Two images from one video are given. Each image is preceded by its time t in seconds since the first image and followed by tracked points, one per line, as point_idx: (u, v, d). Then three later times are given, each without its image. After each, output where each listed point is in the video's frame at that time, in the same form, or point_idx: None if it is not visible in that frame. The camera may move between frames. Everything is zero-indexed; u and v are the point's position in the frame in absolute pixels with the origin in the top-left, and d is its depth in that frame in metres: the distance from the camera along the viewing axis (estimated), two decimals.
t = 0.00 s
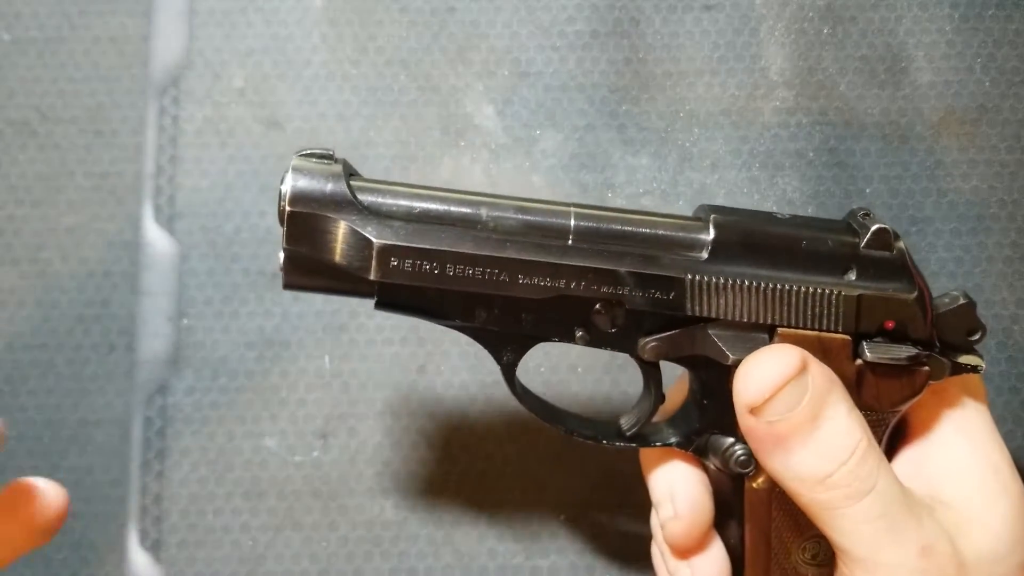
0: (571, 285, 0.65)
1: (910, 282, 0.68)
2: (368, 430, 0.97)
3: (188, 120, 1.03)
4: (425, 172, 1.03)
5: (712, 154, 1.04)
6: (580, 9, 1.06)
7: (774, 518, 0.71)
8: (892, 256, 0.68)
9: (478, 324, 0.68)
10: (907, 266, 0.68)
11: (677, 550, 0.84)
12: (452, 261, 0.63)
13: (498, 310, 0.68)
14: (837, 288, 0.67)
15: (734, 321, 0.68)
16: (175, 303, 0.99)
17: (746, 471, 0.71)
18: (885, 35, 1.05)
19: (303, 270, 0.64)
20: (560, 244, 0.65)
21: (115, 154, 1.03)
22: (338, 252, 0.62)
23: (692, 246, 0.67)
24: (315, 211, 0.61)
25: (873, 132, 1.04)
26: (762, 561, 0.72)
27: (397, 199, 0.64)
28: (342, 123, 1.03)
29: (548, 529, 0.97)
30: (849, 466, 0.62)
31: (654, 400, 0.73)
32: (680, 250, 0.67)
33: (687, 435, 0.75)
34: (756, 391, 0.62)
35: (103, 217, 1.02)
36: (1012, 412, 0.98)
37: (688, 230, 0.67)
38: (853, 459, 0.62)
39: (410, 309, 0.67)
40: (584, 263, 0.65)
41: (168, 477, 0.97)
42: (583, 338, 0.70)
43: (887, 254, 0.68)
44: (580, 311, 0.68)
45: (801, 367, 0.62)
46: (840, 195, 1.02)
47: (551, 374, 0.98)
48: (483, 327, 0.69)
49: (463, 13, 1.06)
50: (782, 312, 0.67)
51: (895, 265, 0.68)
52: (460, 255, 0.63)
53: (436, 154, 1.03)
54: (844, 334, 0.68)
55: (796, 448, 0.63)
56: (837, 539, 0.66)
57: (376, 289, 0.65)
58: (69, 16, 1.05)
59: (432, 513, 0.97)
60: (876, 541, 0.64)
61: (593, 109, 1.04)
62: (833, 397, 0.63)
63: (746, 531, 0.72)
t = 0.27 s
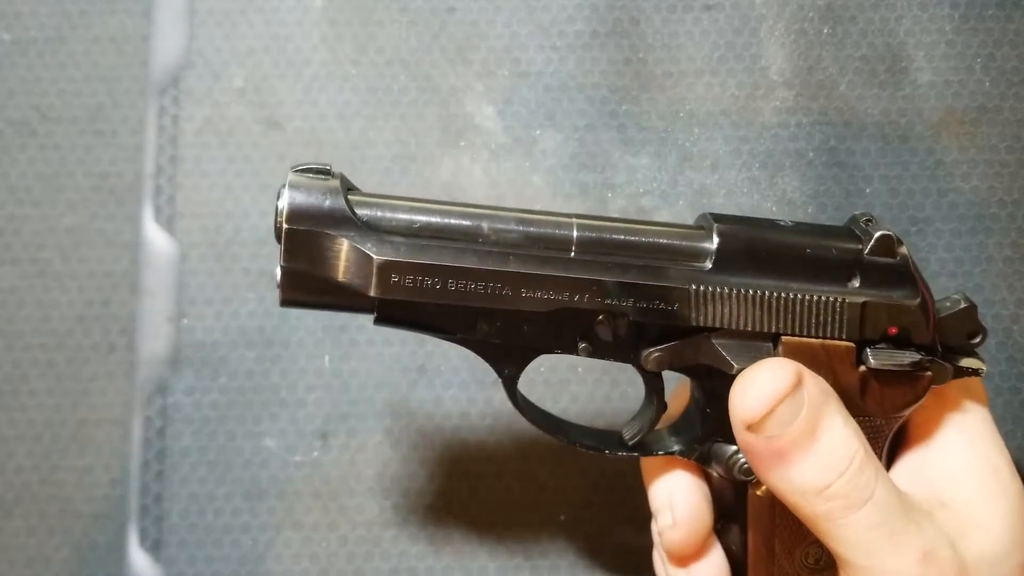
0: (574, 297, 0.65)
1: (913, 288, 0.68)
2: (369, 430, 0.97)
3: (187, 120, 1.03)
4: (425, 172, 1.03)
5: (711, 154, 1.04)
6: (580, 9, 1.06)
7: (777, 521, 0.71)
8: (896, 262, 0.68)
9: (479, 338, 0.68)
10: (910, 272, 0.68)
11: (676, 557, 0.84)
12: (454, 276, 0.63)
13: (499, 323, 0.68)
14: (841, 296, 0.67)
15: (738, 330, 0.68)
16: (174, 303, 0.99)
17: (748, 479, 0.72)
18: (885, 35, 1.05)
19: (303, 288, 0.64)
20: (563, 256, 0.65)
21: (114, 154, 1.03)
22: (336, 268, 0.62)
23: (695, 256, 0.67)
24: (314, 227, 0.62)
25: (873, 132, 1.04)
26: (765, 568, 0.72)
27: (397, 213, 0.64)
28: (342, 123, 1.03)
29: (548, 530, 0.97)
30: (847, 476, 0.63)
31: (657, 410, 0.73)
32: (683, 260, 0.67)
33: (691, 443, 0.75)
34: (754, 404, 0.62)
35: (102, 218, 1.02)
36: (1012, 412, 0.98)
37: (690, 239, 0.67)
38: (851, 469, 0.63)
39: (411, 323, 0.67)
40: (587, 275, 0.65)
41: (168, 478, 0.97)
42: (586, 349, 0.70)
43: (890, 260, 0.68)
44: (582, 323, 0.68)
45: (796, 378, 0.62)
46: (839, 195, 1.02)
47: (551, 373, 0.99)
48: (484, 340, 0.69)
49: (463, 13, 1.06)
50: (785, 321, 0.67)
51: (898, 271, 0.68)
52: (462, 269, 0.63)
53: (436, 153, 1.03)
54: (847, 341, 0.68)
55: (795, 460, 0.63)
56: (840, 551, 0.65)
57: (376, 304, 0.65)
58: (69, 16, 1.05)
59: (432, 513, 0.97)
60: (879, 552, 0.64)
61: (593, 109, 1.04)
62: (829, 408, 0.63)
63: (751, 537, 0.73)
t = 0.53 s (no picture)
0: (549, 299, 0.66)
1: (889, 286, 0.68)
2: (368, 430, 0.97)
3: (187, 120, 1.03)
4: (425, 172, 1.03)
5: (712, 154, 1.03)
6: (580, 9, 1.06)
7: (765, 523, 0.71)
8: (869, 261, 0.68)
9: (461, 341, 0.69)
10: (885, 270, 0.68)
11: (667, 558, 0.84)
12: (430, 279, 0.64)
13: (480, 326, 0.68)
14: (815, 295, 0.66)
15: (713, 329, 0.68)
16: (175, 303, 0.99)
17: (732, 478, 0.71)
18: (885, 35, 1.06)
19: (285, 294, 0.65)
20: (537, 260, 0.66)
21: (115, 155, 1.03)
22: (317, 274, 0.63)
23: (669, 258, 0.67)
24: (293, 235, 0.63)
25: (873, 132, 1.04)
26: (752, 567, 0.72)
27: (375, 220, 0.65)
28: (342, 123, 1.03)
29: (548, 530, 0.97)
30: (837, 470, 0.63)
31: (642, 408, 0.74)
32: (657, 262, 0.67)
33: (673, 445, 0.74)
34: (745, 400, 0.62)
35: (102, 217, 1.02)
36: (1012, 412, 0.98)
37: (664, 243, 0.68)
38: (841, 462, 0.63)
39: (395, 329, 0.68)
40: (562, 277, 0.65)
41: (168, 478, 0.97)
42: (566, 352, 0.70)
43: (863, 259, 0.68)
44: (561, 326, 0.68)
45: (787, 374, 0.63)
46: (840, 195, 1.02)
47: (550, 375, 0.98)
48: (466, 343, 0.69)
49: (463, 13, 1.06)
50: (759, 320, 0.67)
51: (872, 270, 0.68)
52: (437, 273, 0.64)
53: (436, 153, 1.03)
54: (824, 340, 0.68)
55: (786, 455, 0.63)
56: (830, 546, 0.65)
57: (358, 310, 0.66)
58: (69, 16, 1.05)
59: (432, 513, 0.97)
60: (869, 546, 0.64)
61: (593, 109, 1.04)
62: (819, 404, 0.64)
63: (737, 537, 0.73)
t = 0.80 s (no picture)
0: (535, 305, 0.66)
1: (883, 299, 0.67)
2: (368, 430, 0.97)
3: (187, 120, 1.03)
4: (425, 172, 1.03)
5: (712, 154, 1.03)
6: (580, 9, 1.06)
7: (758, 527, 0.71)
8: (864, 273, 0.67)
9: (450, 341, 0.70)
10: (880, 283, 0.67)
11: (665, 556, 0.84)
12: (417, 284, 0.64)
13: (469, 329, 0.69)
14: (805, 307, 0.66)
15: (701, 338, 0.68)
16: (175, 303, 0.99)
17: (720, 482, 0.71)
18: (885, 35, 1.06)
19: (278, 292, 0.66)
20: (524, 267, 0.65)
21: (114, 155, 1.03)
22: (308, 275, 0.64)
23: (659, 265, 0.67)
24: (283, 236, 0.63)
25: (873, 132, 1.04)
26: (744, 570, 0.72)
27: (367, 222, 0.65)
28: (342, 123, 1.03)
29: (547, 530, 0.97)
30: (837, 470, 0.63)
31: (632, 410, 0.74)
32: (646, 268, 0.67)
33: (664, 446, 0.75)
34: (743, 405, 0.62)
35: (102, 218, 1.02)
36: (1012, 412, 0.98)
37: (655, 249, 0.67)
38: (840, 463, 0.63)
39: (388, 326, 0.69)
40: (548, 283, 0.66)
41: (168, 478, 0.97)
42: (554, 354, 0.71)
43: (858, 271, 0.66)
44: (550, 328, 0.69)
45: (782, 376, 0.63)
46: (840, 195, 1.02)
47: (550, 375, 0.99)
48: (456, 343, 0.70)
49: (463, 13, 1.06)
50: (748, 330, 0.67)
51: (867, 281, 0.67)
52: (424, 278, 0.64)
53: (436, 153, 1.03)
54: (813, 351, 0.68)
55: (785, 457, 0.63)
56: (833, 548, 0.65)
57: (349, 309, 0.67)
58: (69, 16, 1.05)
59: (432, 513, 0.97)
60: (871, 545, 0.64)
61: (593, 109, 1.04)
62: (815, 404, 0.64)
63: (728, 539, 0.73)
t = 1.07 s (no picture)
0: (539, 294, 0.66)
1: (883, 291, 0.67)
2: (368, 429, 0.97)
3: (187, 120, 1.03)
4: (425, 172, 1.03)
5: (712, 154, 1.03)
6: (580, 9, 1.06)
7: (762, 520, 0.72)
8: (864, 265, 0.67)
9: (454, 331, 0.70)
10: (880, 275, 0.67)
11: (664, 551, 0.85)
12: (422, 272, 0.65)
13: (473, 318, 0.69)
14: (806, 298, 0.66)
15: (703, 329, 0.68)
16: (175, 303, 0.99)
17: (722, 475, 0.72)
18: (885, 35, 1.06)
19: (284, 280, 0.66)
20: (528, 256, 0.66)
21: (115, 155, 1.03)
22: (314, 263, 0.64)
23: (660, 257, 0.67)
24: (289, 225, 0.63)
25: (873, 132, 1.04)
26: (745, 562, 0.73)
27: (372, 212, 0.65)
28: (342, 123, 1.03)
29: (548, 529, 0.97)
30: (842, 458, 0.63)
31: (634, 404, 0.74)
32: (649, 260, 0.67)
33: (665, 441, 0.74)
34: (749, 391, 0.62)
35: (102, 217, 1.02)
36: (1012, 412, 0.98)
37: (656, 241, 0.67)
38: (845, 451, 0.63)
39: (392, 316, 0.69)
40: (551, 273, 0.66)
41: (168, 478, 0.97)
42: (557, 345, 0.71)
43: (858, 263, 0.67)
44: (553, 318, 0.69)
45: (788, 364, 0.63)
46: (840, 195, 1.02)
47: (550, 374, 0.98)
48: (459, 333, 0.70)
49: (463, 13, 1.06)
50: (750, 321, 0.67)
51: (867, 274, 0.67)
52: (429, 266, 0.64)
53: (436, 153, 1.03)
54: (814, 343, 0.68)
55: (790, 444, 0.63)
56: (837, 538, 0.65)
57: (354, 298, 0.67)
58: (69, 16, 1.05)
59: (432, 513, 0.97)
60: (875, 536, 0.64)
61: (593, 109, 1.04)
62: (821, 391, 0.64)
63: (730, 534, 0.73)
